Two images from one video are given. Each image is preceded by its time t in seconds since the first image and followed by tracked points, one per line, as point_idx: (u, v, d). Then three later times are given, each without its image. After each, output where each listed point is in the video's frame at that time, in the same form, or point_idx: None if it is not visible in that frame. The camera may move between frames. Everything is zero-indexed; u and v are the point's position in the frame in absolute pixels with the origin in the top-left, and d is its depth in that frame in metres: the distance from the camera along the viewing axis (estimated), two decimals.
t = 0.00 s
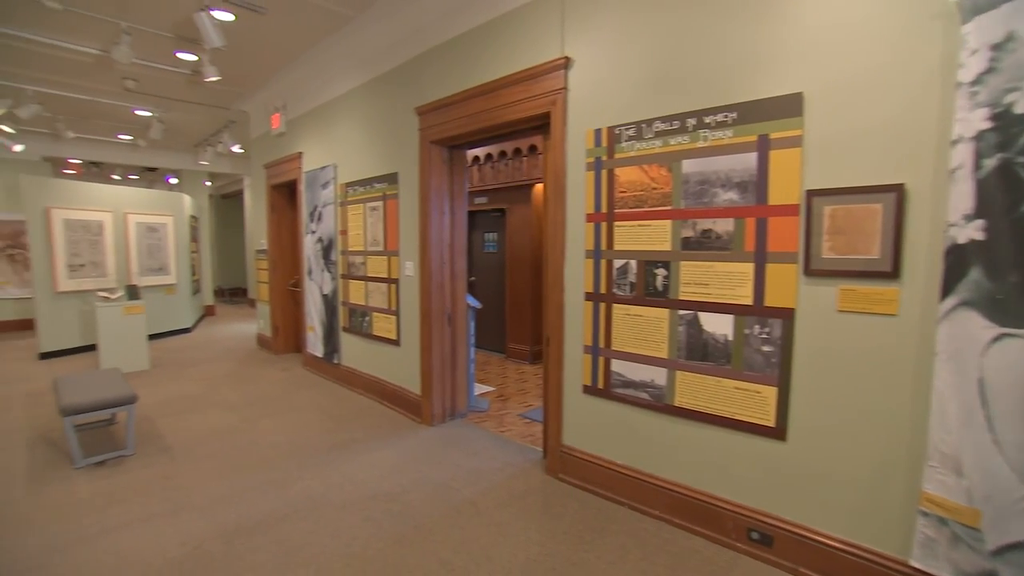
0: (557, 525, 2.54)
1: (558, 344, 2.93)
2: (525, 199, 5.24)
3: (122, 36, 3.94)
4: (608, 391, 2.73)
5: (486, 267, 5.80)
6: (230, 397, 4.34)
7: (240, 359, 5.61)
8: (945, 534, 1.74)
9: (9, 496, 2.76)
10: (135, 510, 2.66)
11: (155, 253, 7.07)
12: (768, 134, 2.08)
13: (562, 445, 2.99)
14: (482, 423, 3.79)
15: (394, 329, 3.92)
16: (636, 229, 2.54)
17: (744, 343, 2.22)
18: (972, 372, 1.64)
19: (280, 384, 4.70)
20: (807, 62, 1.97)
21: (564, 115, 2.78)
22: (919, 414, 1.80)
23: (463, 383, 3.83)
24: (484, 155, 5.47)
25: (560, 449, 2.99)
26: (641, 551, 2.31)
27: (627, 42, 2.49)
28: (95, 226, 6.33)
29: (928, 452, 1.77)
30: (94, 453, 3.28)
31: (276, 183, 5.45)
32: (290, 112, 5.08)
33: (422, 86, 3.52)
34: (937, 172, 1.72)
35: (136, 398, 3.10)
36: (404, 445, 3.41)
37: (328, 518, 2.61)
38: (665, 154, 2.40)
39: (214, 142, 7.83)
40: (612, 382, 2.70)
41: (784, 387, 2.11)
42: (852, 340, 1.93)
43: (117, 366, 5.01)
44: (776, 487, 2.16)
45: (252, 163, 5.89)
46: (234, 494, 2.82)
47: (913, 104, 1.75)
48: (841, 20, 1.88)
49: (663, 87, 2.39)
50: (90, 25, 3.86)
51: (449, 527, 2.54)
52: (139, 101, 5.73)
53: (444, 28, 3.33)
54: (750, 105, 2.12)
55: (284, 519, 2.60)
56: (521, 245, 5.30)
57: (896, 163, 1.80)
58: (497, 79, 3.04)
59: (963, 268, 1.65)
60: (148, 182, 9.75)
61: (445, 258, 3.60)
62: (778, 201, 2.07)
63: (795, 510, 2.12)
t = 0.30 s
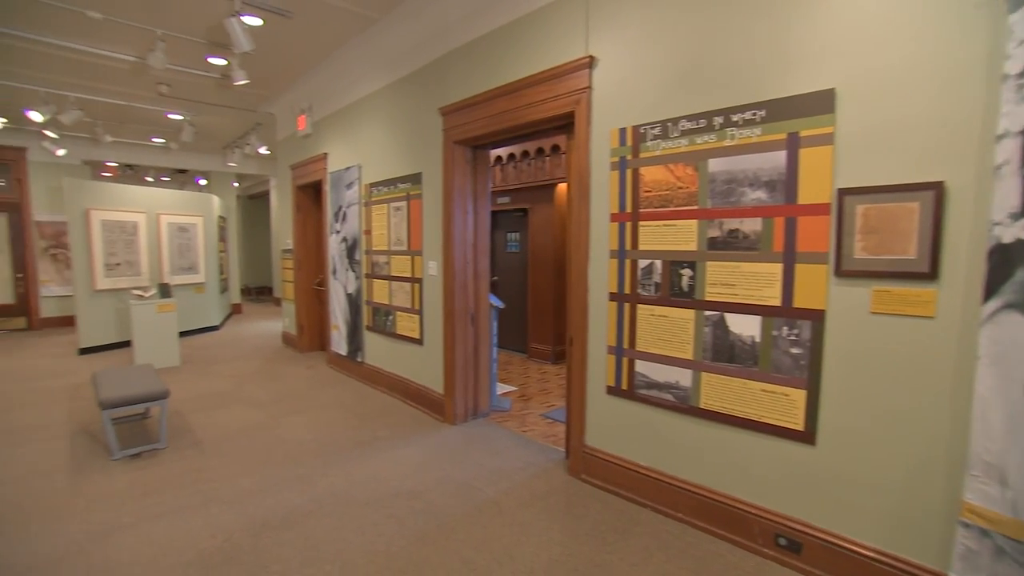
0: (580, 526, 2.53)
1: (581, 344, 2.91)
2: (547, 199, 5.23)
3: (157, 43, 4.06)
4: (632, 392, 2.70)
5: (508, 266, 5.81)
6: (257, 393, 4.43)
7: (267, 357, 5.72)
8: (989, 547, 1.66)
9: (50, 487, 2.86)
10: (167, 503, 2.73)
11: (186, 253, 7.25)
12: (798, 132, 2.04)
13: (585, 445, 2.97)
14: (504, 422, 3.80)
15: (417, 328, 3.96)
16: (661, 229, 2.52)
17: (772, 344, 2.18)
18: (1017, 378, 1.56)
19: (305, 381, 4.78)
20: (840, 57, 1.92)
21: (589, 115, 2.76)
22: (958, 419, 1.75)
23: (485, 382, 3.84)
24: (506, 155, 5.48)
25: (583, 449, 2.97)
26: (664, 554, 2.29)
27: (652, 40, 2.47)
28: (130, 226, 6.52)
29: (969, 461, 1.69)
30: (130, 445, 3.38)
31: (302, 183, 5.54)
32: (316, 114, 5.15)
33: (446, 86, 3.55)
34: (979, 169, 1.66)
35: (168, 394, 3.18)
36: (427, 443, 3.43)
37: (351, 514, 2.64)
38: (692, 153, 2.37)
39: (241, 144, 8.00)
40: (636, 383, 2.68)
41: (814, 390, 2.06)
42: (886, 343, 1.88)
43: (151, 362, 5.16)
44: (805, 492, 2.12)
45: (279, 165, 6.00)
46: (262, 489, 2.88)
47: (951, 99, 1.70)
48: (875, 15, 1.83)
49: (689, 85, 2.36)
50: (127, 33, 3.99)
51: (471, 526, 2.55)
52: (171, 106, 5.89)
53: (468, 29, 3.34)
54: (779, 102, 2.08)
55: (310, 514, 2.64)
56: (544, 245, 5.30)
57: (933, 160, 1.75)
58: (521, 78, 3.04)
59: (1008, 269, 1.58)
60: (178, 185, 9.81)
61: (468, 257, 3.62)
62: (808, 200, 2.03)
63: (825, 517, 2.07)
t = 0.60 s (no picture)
0: (600, 528, 2.52)
1: (602, 344, 2.90)
2: (567, 199, 5.22)
3: (185, 48, 4.15)
4: (654, 393, 2.68)
5: (528, 266, 5.81)
6: (281, 391, 4.50)
7: (289, 355, 5.81)
8: None
9: (84, 480, 2.95)
10: (195, 497, 2.79)
11: (211, 252, 7.40)
12: (826, 129, 2.00)
13: (605, 446, 2.96)
14: (523, 422, 3.80)
15: (437, 327, 3.98)
16: (684, 229, 2.49)
17: (797, 347, 2.14)
18: None
19: (327, 379, 4.85)
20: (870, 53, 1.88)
21: (610, 114, 2.75)
22: (996, 425, 1.69)
23: (505, 382, 3.85)
24: (526, 155, 5.48)
25: (603, 450, 2.96)
26: (686, 557, 2.26)
27: (676, 37, 2.45)
28: (159, 226, 6.69)
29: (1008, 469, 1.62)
30: (159, 440, 3.47)
31: (324, 184, 5.62)
32: (338, 115, 5.22)
33: (467, 86, 3.56)
34: (1019, 166, 1.61)
35: (195, 390, 3.24)
36: (447, 442, 3.45)
37: (373, 511, 2.67)
38: (715, 152, 2.34)
39: (265, 145, 8.13)
40: (658, 384, 2.66)
41: (841, 393, 2.02)
42: (918, 345, 1.83)
43: (179, 359, 5.28)
44: (832, 497, 2.08)
45: (302, 166, 6.09)
46: (285, 485, 2.92)
47: (990, 95, 1.65)
48: (909, 9, 1.79)
49: (714, 83, 2.34)
50: (157, 39, 4.09)
51: (491, 525, 2.56)
52: (199, 109, 6.03)
53: (489, 29, 3.35)
54: (807, 99, 2.04)
55: (333, 510, 2.68)
56: (563, 244, 5.29)
57: (970, 158, 1.70)
58: (542, 78, 3.03)
59: None
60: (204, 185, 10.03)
61: (488, 257, 3.63)
62: (837, 199, 1.98)
63: (853, 524, 2.03)
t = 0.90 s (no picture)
0: (618, 529, 2.51)
1: (622, 344, 2.88)
2: (586, 199, 5.21)
3: (209, 52, 4.22)
4: (673, 395, 2.66)
5: (545, 266, 5.80)
6: (301, 389, 4.56)
7: (309, 354, 5.88)
8: None
9: (112, 474, 3.02)
10: (217, 492, 2.84)
11: (234, 252, 7.53)
12: (852, 127, 1.96)
13: (624, 447, 2.94)
14: (541, 422, 3.80)
15: (455, 327, 4.00)
16: (705, 229, 2.46)
17: (821, 348, 2.10)
18: None
19: (347, 378, 4.90)
20: (899, 48, 1.84)
21: (630, 113, 2.73)
22: None
23: (523, 382, 3.85)
24: (544, 155, 5.48)
25: (622, 451, 2.94)
26: (706, 561, 2.24)
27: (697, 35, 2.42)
28: (183, 226, 6.82)
29: None
30: (183, 436, 3.54)
31: (343, 184, 5.68)
32: (357, 116, 5.27)
33: (486, 86, 3.57)
34: None
35: (218, 387, 3.30)
36: (465, 441, 3.46)
37: (392, 509, 2.69)
38: (737, 151, 2.31)
39: (285, 147, 8.24)
40: (678, 385, 2.63)
41: (867, 396, 1.98)
42: (949, 348, 1.79)
43: (202, 356, 5.38)
44: (858, 503, 2.03)
45: (322, 166, 6.16)
46: (306, 482, 2.96)
47: None
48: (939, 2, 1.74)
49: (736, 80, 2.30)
50: (183, 43, 4.17)
51: (509, 525, 2.56)
52: (223, 111, 6.13)
53: (508, 29, 3.36)
54: (832, 96, 2.00)
55: (352, 508, 2.70)
56: (581, 244, 5.27)
57: (1004, 155, 1.64)
58: (560, 78, 3.03)
59: None
60: (226, 186, 10.21)
61: (506, 257, 3.63)
62: (864, 198, 1.94)
63: (879, 530, 1.98)
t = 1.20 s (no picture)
0: (637, 531, 2.49)
1: (641, 345, 2.87)
2: (604, 198, 5.18)
3: (233, 55, 4.30)
4: (693, 396, 2.63)
5: (563, 266, 5.79)
6: (321, 387, 4.62)
7: (329, 352, 5.95)
8: None
9: (139, 468, 3.09)
10: (240, 487, 2.89)
11: (256, 252, 7.65)
12: (880, 124, 1.92)
13: (643, 448, 2.92)
14: (559, 422, 3.79)
15: (474, 327, 4.01)
16: (726, 228, 2.43)
17: (847, 350, 2.06)
18: None
19: (366, 376, 4.95)
20: (930, 42, 1.79)
21: (650, 111, 2.71)
22: None
23: (541, 382, 3.85)
24: (562, 155, 5.47)
25: (641, 452, 2.92)
26: (727, 564, 2.21)
27: (719, 31, 2.39)
28: (206, 226, 6.95)
29: None
30: (207, 431, 3.61)
31: (362, 185, 5.73)
32: (376, 116, 5.32)
33: (505, 86, 3.57)
34: None
35: (240, 384, 3.35)
36: (483, 441, 3.47)
37: (411, 507, 2.71)
38: (760, 150, 2.28)
39: (305, 147, 8.35)
40: (698, 386, 2.61)
41: (895, 399, 1.94)
42: (981, 350, 1.74)
43: (224, 354, 5.48)
44: (885, 508, 1.99)
45: (341, 167, 6.22)
46: (326, 479, 3.00)
47: None
48: None
49: (759, 78, 2.27)
50: (208, 48, 4.25)
51: (527, 524, 2.56)
52: (246, 113, 6.24)
53: (527, 28, 3.36)
54: (859, 92, 1.96)
55: (371, 505, 2.73)
56: (600, 244, 5.25)
57: None
58: (579, 77, 3.02)
59: None
60: (248, 187, 10.37)
61: (525, 257, 3.63)
62: (892, 197, 1.90)
63: (907, 537, 1.94)
